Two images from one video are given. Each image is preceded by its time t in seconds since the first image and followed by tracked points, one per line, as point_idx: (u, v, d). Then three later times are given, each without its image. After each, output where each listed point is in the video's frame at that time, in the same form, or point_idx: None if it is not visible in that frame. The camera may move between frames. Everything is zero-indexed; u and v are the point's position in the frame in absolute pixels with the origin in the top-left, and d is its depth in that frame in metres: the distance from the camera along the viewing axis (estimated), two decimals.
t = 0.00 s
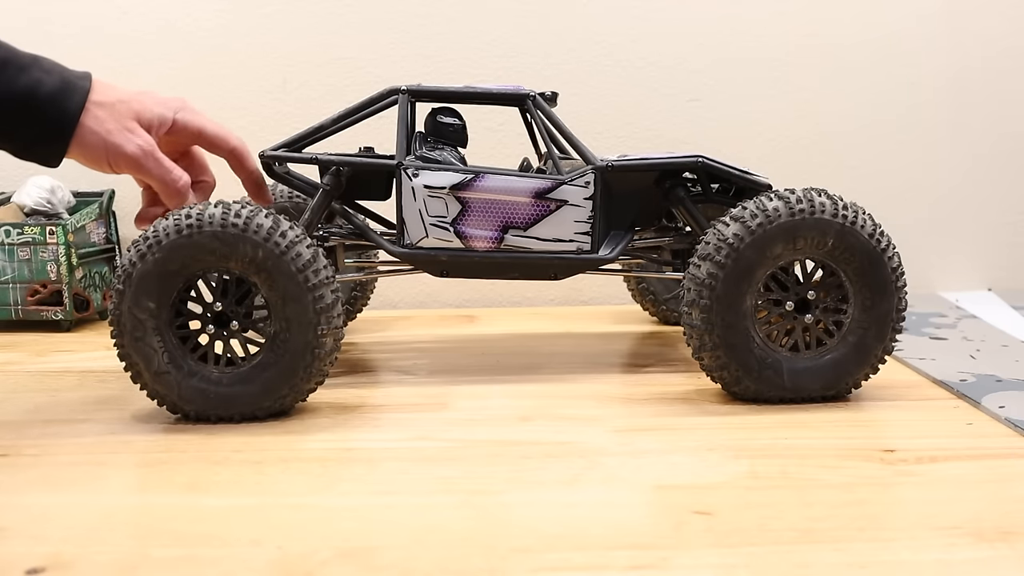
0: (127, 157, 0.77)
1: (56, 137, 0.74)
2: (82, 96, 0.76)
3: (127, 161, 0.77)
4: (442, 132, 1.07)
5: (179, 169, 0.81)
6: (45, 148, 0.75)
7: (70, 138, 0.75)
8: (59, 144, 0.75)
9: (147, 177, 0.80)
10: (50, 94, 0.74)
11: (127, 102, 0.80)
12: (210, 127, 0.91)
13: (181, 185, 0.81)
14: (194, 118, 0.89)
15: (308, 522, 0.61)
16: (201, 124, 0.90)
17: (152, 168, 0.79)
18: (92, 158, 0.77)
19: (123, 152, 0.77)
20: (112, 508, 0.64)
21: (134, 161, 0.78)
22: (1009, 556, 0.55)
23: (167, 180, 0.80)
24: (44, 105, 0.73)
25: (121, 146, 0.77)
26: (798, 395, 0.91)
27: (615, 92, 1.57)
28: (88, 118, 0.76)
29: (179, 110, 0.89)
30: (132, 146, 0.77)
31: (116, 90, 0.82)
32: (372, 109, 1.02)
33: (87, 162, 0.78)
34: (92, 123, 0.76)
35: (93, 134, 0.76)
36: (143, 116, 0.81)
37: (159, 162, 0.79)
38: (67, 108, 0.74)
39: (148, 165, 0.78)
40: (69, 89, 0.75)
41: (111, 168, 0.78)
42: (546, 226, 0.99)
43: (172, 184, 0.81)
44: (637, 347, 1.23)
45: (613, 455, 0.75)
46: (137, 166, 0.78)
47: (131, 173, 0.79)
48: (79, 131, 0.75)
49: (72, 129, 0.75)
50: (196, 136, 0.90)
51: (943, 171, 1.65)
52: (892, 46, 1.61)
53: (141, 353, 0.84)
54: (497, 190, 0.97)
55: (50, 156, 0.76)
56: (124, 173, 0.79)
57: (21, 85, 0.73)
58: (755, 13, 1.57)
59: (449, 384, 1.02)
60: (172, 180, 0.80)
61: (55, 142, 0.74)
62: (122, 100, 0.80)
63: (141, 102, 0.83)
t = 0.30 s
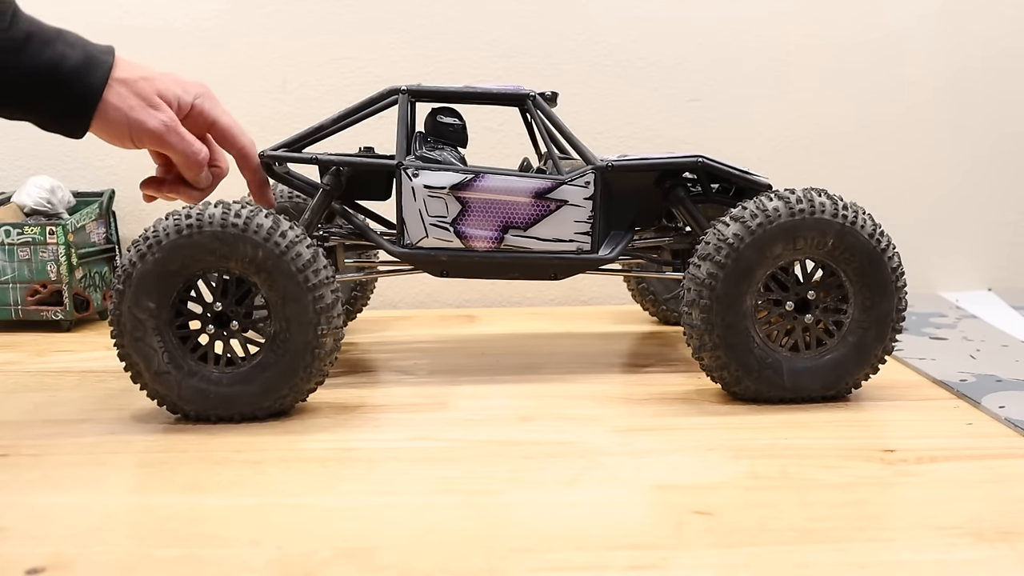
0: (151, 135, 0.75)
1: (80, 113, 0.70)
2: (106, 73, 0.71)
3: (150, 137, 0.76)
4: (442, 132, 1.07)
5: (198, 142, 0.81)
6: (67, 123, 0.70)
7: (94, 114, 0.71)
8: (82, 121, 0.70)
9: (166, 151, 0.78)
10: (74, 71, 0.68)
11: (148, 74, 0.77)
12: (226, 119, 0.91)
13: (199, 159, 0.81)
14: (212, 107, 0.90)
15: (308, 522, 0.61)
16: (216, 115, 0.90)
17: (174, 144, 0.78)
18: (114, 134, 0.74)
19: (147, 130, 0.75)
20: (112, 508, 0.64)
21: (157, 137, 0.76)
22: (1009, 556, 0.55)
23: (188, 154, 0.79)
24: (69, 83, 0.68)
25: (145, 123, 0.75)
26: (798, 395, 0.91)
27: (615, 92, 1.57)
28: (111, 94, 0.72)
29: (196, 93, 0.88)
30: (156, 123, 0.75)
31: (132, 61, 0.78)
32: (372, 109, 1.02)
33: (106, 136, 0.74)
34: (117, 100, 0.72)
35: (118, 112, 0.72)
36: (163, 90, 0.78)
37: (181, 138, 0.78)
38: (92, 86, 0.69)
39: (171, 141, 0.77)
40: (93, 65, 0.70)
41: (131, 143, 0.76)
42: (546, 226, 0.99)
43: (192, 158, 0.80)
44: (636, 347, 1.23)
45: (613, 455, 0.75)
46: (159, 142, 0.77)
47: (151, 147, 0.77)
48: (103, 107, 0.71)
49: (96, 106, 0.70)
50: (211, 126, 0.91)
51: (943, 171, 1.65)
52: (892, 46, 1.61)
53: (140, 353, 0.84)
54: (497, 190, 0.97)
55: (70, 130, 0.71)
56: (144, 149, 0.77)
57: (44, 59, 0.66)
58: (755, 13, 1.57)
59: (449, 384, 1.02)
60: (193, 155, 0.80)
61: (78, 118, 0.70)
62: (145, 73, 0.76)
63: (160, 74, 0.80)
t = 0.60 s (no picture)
0: (151, 133, 0.75)
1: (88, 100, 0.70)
2: (121, 61, 0.70)
3: (149, 135, 0.76)
4: (442, 132, 1.07)
5: (198, 146, 0.81)
6: (77, 107, 0.70)
7: (101, 103, 0.71)
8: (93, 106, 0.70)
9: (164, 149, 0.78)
10: (90, 57, 0.68)
11: (161, 72, 0.77)
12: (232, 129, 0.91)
13: (197, 162, 0.82)
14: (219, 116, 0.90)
15: (308, 523, 0.61)
16: (223, 122, 0.90)
17: (174, 145, 0.78)
18: (116, 125, 0.74)
19: (150, 128, 0.75)
20: (113, 508, 0.64)
21: (159, 136, 0.76)
22: (1009, 556, 0.55)
23: (187, 156, 0.80)
24: (84, 69, 0.68)
25: (149, 120, 0.75)
26: (798, 395, 0.91)
27: (615, 92, 1.57)
28: (121, 86, 0.72)
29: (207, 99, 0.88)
30: (160, 122, 0.75)
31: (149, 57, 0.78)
32: (372, 109, 1.02)
33: (107, 125, 0.74)
34: (125, 94, 0.72)
35: (124, 105, 0.72)
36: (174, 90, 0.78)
37: (182, 140, 0.78)
38: (106, 75, 0.69)
39: (169, 142, 0.77)
40: (110, 52, 0.69)
41: (131, 136, 0.76)
42: (546, 226, 0.99)
43: (189, 161, 0.81)
44: (636, 347, 1.23)
45: (613, 455, 0.75)
46: (159, 141, 0.77)
47: (151, 143, 0.77)
48: (111, 97, 0.71)
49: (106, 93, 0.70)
50: (215, 134, 0.91)
51: (943, 171, 1.65)
52: (892, 46, 1.61)
53: (140, 354, 0.84)
54: (497, 190, 0.97)
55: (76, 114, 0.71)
56: (144, 144, 0.77)
57: (62, 44, 0.66)
58: (755, 13, 1.57)
59: (449, 384, 1.02)
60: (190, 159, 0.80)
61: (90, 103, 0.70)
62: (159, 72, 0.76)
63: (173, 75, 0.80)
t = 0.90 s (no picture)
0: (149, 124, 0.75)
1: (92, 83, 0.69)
2: (128, 49, 0.70)
3: (146, 125, 0.75)
4: (442, 133, 1.07)
5: (195, 142, 0.80)
6: (80, 89, 0.70)
7: (104, 89, 0.70)
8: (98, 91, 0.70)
9: (159, 139, 0.78)
10: (99, 42, 0.68)
11: (169, 65, 0.76)
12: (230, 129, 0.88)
13: (191, 157, 0.81)
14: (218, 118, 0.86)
15: (308, 523, 0.61)
16: (225, 122, 0.87)
17: (170, 138, 0.77)
18: (115, 112, 0.73)
19: (148, 119, 0.74)
20: (113, 508, 0.64)
21: (157, 127, 0.76)
22: (1009, 556, 0.55)
23: (180, 148, 0.79)
24: (92, 53, 0.68)
25: (149, 111, 0.74)
26: (798, 395, 0.91)
27: (615, 92, 1.57)
28: (125, 74, 0.71)
29: (216, 99, 0.85)
30: (159, 114, 0.75)
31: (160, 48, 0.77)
32: (372, 109, 1.01)
33: (106, 111, 0.73)
34: (128, 83, 0.71)
35: (125, 93, 0.72)
36: (181, 85, 0.77)
37: (179, 134, 0.77)
38: (113, 60, 0.69)
39: (165, 134, 0.77)
40: (119, 39, 0.69)
41: (129, 124, 0.75)
42: (546, 226, 0.99)
43: (184, 155, 0.80)
44: (636, 347, 1.23)
45: (613, 455, 0.75)
46: (157, 132, 0.76)
47: (147, 133, 0.76)
48: (114, 84, 0.71)
49: (110, 80, 0.70)
50: (216, 133, 0.88)
51: (943, 171, 1.65)
52: (892, 46, 1.61)
53: (140, 354, 0.84)
54: (497, 190, 0.97)
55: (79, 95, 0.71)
56: (141, 133, 0.76)
57: (73, 27, 0.66)
58: (755, 13, 1.57)
59: (449, 384, 1.02)
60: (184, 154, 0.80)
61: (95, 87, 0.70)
62: (168, 66, 0.76)
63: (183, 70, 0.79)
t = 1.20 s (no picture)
0: (141, 127, 0.75)
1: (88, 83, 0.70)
2: (126, 50, 0.70)
3: (139, 128, 0.75)
4: (442, 133, 1.07)
5: (189, 147, 0.80)
6: (76, 86, 0.70)
7: (99, 89, 0.71)
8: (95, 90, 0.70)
9: (153, 143, 0.77)
10: (98, 43, 0.68)
11: (166, 69, 0.76)
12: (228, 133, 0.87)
13: (185, 162, 0.81)
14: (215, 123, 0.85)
15: (308, 523, 0.61)
16: (220, 126, 0.86)
17: (163, 142, 0.77)
18: (110, 112, 0.73)
19: (142, 122, 0.74)
20: (113, 508, 0.64)
21: (150, 131, 0.75)
22: (1009, 556, 0.55)
23: (174, 152, 0.78)
24: (90, 53, 0.68)
25: (143, 115, 0.74)
26: (798, 395, 0.91)
27: (615, 92, 1.57)
28: (121, 76, 0.71)
29: (212, 103, 0.84)
30: (153, 118, 0.74)
31: (160, 52, 0.77)
32: (372, 109, 1.01)
33: (101, 111, 0.74)
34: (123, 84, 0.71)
35: (120, 95, 0.72)
36: (177, 89, 0.77)
37: (173, 139, 0.77)
38: (110, 62, 0.69)
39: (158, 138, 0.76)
40: (117, 40, 0.69)
41: (122, 125, 0.75)
42: (546, 226, 0.99)
43: (177, 160, 0.80)
44: (636, 347, 1.23)
45: (613, 455, 0.75)
46: (150, 136, 0.76)
47: (141, 135, 0.76)
48: (110, 84, 0.71)
49: (106, 80, 0.70)
50: (212, 137, 0.86)
51: (943, 171, 1.65)
52: (892, 46, 1.61)
53: (140, 354, 0.84)
54: (497, 190, 0.97)
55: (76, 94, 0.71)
56: (134, 135, 0.76)
57: (71, 27, 0.66)
58: (756, 12, 1.57)
59: (449, 384, 1.02)
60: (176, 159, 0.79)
61: (92, 87, 0.70)
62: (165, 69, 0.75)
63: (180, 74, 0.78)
